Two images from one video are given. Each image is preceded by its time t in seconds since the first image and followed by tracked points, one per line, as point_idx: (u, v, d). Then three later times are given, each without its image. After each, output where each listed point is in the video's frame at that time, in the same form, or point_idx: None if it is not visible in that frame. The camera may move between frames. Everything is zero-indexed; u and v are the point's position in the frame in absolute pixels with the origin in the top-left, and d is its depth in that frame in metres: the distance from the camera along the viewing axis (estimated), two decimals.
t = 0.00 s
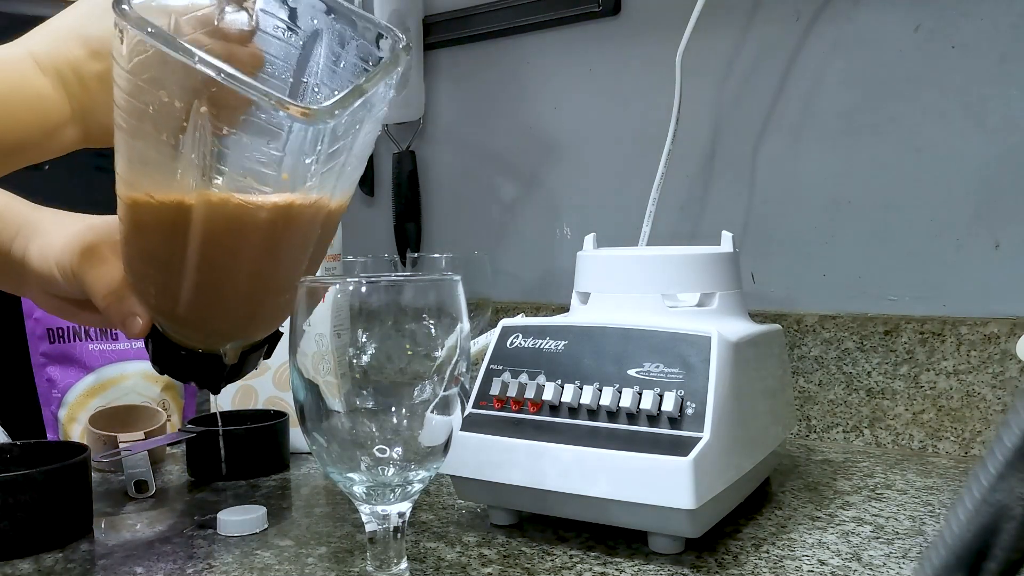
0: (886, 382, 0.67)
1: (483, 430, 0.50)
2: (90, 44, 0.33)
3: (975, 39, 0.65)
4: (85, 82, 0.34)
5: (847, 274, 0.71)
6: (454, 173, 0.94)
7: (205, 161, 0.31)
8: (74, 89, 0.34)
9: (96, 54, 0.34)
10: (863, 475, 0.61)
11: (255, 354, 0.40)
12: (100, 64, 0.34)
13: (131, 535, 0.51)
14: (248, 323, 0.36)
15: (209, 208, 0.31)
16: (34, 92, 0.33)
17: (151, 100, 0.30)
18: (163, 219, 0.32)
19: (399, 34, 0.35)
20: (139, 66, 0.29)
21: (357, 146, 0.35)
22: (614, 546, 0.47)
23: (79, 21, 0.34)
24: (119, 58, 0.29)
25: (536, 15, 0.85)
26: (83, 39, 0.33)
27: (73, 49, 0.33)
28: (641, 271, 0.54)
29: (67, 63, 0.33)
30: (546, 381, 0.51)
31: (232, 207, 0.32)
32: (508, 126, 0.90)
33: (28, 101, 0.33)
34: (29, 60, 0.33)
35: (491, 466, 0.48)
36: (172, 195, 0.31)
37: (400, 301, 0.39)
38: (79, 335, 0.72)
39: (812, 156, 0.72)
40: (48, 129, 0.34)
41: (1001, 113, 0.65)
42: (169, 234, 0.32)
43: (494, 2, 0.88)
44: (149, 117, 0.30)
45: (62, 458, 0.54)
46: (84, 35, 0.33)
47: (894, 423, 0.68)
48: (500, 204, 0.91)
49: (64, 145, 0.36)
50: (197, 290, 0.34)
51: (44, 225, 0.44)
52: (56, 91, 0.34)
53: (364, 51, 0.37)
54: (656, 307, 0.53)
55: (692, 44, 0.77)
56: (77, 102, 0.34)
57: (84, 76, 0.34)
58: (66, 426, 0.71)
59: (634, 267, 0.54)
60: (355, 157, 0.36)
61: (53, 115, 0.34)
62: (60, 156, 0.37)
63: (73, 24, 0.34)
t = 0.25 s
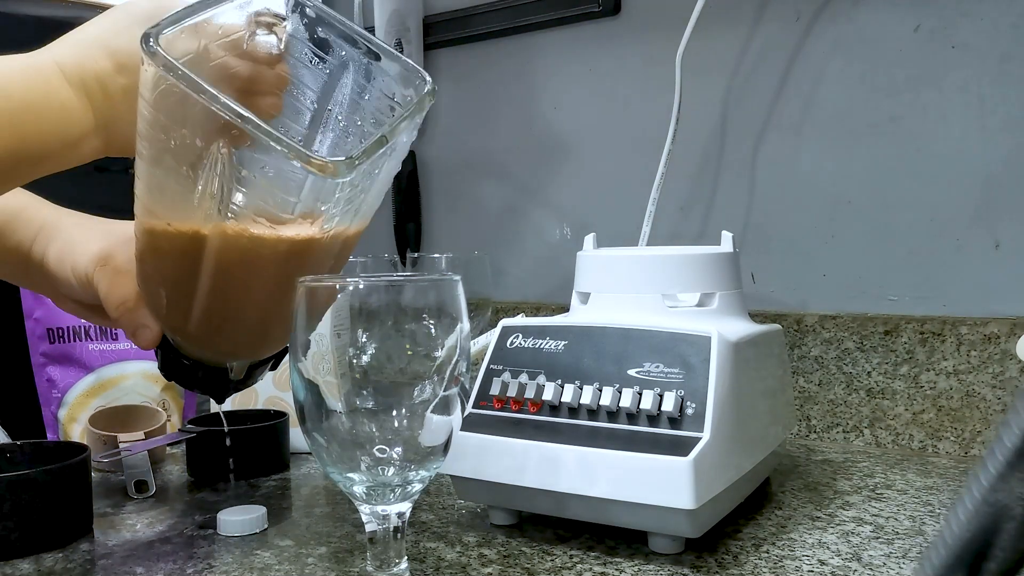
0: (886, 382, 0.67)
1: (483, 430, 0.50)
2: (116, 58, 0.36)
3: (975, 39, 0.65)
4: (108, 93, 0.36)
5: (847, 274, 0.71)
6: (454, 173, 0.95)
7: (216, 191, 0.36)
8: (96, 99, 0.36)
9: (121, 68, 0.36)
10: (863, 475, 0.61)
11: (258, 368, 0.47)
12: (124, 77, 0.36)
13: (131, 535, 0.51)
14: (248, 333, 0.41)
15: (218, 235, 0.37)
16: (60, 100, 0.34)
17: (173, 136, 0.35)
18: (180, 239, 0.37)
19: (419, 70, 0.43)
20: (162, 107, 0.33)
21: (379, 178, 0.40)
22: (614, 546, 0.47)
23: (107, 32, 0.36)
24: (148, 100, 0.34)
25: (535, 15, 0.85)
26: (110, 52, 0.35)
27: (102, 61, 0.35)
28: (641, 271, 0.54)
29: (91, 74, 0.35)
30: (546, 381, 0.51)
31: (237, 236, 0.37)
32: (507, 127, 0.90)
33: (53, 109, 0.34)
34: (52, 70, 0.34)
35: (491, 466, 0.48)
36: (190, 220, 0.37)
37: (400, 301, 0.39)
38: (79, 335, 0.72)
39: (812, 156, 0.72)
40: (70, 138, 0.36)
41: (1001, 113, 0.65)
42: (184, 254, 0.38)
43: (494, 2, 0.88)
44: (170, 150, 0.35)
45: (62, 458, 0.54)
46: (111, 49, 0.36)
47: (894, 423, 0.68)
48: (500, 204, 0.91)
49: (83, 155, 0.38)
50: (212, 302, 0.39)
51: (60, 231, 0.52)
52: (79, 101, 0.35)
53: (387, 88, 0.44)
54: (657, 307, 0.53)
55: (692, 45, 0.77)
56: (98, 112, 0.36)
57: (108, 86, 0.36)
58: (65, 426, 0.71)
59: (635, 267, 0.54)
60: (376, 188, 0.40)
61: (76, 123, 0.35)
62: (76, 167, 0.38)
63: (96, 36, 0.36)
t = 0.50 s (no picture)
0: (886, 382, 0.67)
1: (482, 430, 0.50)
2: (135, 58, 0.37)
3: (975, 39, 0.65)
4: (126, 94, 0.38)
5: (847, 274, 0.71)
6: (455, 173, 0.95)
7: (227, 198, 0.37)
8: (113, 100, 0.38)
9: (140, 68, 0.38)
10: (863, 475, 0.61)
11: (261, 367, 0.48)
12: (143, 77, 0.38)
13: (131, 535, 0.51)
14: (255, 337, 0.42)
15: (227, 242, 0.37)
16: (75, 99, 0.36)
17: (186, 145, 0.35)
18: (190, 245, 0.38)
19: (436, 83, 0.43)
20: (177, 116, 0.34)
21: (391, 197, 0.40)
22: (614, 546, 0.47)
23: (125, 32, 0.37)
24: (163, 109, 0.34)
25: (535, 15, 0.85)
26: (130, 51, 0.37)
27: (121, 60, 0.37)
28: (640, 271, 0.54)
29: (111, 74, 0.37)
30: (546, 381, 0.51)
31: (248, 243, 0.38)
32: (507, 126, 0.90)
33: (70, 108, 0.36)
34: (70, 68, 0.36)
35: (490, 466, 0.48)
36: (200, 227, 0.38)
37: (400, 301, 0.39)
38: (79, 335, 0.72)
39: (811, 156, 0.72)
40: (88, 135, 0.37)
41: (1000, 113, 0.65)
42: (193, 260, 0.39)
43: (494, 2, 0.88)
44: (181, 158, 0.36)
45: (62, 458, 0.54)
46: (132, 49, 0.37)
47: (894, 423, 0.68)
48: (500, 203, 0.91)
49: (100, 151, 0.40)
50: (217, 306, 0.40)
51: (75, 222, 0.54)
52: (96, 100, 0.37)
53: (405, 99, 0.45)
54: (656, 307, 0.53)
55: (692, 44, 0.77)
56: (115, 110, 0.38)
57: (127, 86, 0.37)
58: (65, 426, 0.71)
59: (634, 267, 0.54)
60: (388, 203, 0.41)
61: (93, 121, 0.37)
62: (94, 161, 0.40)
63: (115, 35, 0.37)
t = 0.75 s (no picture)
0: (886, 382, 0.67)
1: (483, 431, 0.50)
2: (150, 48, 0.39)
3: (975, 39, 0.65)
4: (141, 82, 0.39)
5: (847, 273, 0.71)
6: (455, 173, 0.95)
7: (240, 203, 0.38)
8: (129, 87, 0.39)
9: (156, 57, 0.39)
10: (863, 475, 0.61)
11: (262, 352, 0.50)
12: (158, 67, 0.39)
13: (131, 535, 0.51)
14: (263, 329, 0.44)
15: (240, 242, 0.39)
16: (92, 86, 0.38)
17: (203, 152, 0.36)
18: (204, 247, 0.39)
19: (454, 96, 0.43)
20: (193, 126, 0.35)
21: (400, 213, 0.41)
22: (614, 546, 0.47)
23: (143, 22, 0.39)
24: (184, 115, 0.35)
25: (535, 15, 0.85)
26: (148, 40, 0.38)
27: (137, 50, 0.38)
28: (641, 271, 0.54)
29: (127, 62, 0.38)
30: (546, 381, 0.51)
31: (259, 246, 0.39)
32: (507, 126, 0.90)
33: (87, 95, 0.37)
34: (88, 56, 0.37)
35: (490, 466, 0.48)
36: (213, 227, 0.39)
37: (400, 301, 0.39)
38: (79, 335, 0.72)
39: (811, 156, 0.72)
40: (102, 120, 0.39)
41: (1001, 113, 0.65)
42: (204, 256, 0.40)
43: (494, 2, 0.88)
44: (196, 164, 0.37)
45: (62, 458, 0.54)
46: (148, 39, 0.38)
47: (894, 423, 0.68)
48: (501, 203, 0.91)
49: (115, 136, 0.41)
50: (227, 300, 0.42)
51: (87, 204, 0.56)
52: (112, 87, 0.38)
53: (420, 107, 0.46)
54: (656, 307, 0.53)
55: (692, 44, 0.77)
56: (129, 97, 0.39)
57: (143, 75, 0.39)
58: (66, 426, 0.71)
59: (635, 267, 0.54)
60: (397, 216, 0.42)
61: (108, 108, 0.39)
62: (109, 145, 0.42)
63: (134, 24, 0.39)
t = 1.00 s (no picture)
0: (886, 382, 0.67)
1: (482, 431, 0.50)
2: (161, 36, 0.40)
3: (975, 39, 0.65)
4: (150, 69, 0.41)
5: (847, 273, 0.71)
6: (455, 172, 0.95)
7: (243, 200, 0.38)
8: (139, 73, 0.41)
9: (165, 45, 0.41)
10: (863, 475, 0.61)
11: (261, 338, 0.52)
12: (167, 54, 0.41)
13: (131, 535, 0.51)
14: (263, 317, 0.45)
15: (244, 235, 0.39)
16: (102, 71, 0.40)
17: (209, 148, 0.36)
18: (206, 240, 0.40)
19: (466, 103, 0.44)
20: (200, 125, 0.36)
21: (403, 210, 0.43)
22: (614, 546, 0.47)
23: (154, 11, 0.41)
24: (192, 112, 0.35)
25: (535, 15, 0.85)
26: (158, 28, 0.40)
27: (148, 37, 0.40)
28: (641, 272, 0.54)
29: (137, 49, 0.40)
30: (546, 381, 0.51)
31: (261, 242, 0.39)
32: (507, 126, 0.90)
33: (96, 80, 0.40)
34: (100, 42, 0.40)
35: (489, 466, 0.48)
36: (216, 221, 0.39)
37: (400, 301, 0.39)
38: (79, 335, 0.72)
39: (811, 156, 0.72)
40: (113, 104, 0.41)
41: (1001, 113, 0.65)
42: (208, 247, 0.40)
43: (494, 2, 0.88)
44: (201, 159, 0.37)
45: (62, 458, 0.54)
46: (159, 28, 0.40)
47: (894, 423, 0.68)
48: (501, 203, 0.91)
49: (126, 119, 0.43)
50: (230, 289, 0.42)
51: (92, 182, 0.59)
52: (122, 73, 0.41)
53: (430, 109, 0.46)
54: (656, 307, 0.53)
55: (692, 44, 0.77)
56: (140, 83, 0.41)
57: (152, 62, 0.41)
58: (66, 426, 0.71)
59: (635, 267, 0.54)
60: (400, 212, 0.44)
61: (118, 93, 0.41)
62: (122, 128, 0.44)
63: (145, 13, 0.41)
